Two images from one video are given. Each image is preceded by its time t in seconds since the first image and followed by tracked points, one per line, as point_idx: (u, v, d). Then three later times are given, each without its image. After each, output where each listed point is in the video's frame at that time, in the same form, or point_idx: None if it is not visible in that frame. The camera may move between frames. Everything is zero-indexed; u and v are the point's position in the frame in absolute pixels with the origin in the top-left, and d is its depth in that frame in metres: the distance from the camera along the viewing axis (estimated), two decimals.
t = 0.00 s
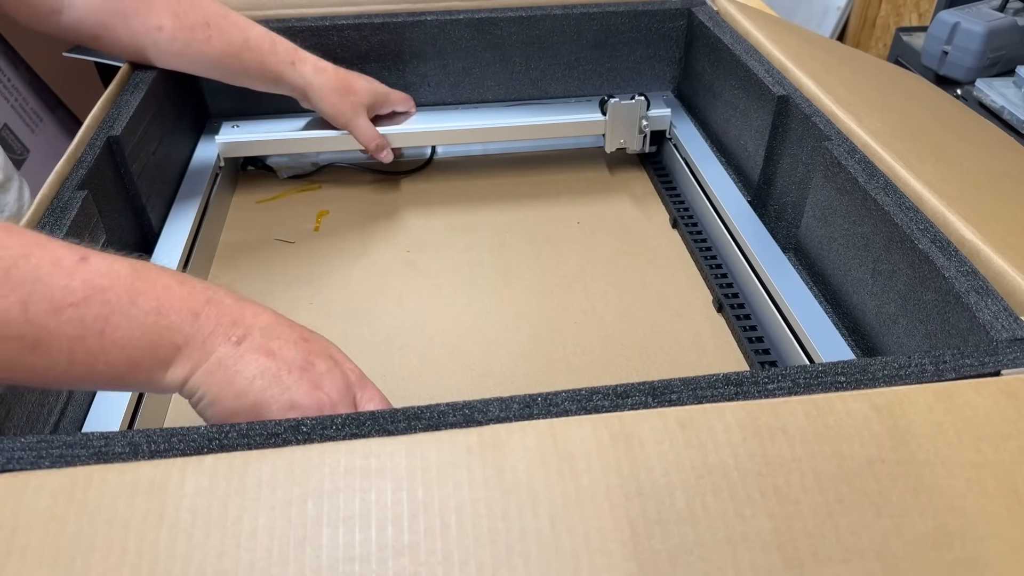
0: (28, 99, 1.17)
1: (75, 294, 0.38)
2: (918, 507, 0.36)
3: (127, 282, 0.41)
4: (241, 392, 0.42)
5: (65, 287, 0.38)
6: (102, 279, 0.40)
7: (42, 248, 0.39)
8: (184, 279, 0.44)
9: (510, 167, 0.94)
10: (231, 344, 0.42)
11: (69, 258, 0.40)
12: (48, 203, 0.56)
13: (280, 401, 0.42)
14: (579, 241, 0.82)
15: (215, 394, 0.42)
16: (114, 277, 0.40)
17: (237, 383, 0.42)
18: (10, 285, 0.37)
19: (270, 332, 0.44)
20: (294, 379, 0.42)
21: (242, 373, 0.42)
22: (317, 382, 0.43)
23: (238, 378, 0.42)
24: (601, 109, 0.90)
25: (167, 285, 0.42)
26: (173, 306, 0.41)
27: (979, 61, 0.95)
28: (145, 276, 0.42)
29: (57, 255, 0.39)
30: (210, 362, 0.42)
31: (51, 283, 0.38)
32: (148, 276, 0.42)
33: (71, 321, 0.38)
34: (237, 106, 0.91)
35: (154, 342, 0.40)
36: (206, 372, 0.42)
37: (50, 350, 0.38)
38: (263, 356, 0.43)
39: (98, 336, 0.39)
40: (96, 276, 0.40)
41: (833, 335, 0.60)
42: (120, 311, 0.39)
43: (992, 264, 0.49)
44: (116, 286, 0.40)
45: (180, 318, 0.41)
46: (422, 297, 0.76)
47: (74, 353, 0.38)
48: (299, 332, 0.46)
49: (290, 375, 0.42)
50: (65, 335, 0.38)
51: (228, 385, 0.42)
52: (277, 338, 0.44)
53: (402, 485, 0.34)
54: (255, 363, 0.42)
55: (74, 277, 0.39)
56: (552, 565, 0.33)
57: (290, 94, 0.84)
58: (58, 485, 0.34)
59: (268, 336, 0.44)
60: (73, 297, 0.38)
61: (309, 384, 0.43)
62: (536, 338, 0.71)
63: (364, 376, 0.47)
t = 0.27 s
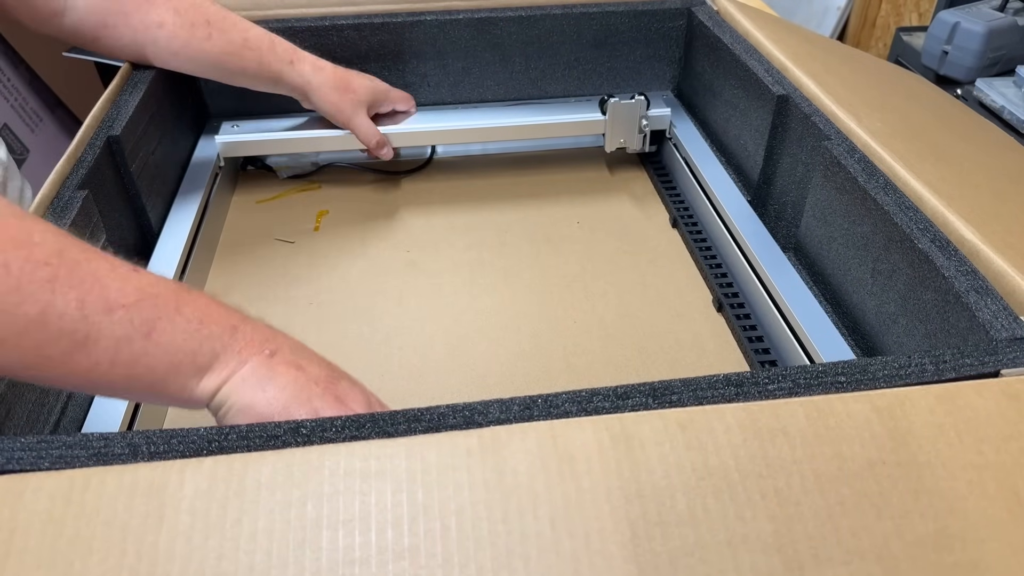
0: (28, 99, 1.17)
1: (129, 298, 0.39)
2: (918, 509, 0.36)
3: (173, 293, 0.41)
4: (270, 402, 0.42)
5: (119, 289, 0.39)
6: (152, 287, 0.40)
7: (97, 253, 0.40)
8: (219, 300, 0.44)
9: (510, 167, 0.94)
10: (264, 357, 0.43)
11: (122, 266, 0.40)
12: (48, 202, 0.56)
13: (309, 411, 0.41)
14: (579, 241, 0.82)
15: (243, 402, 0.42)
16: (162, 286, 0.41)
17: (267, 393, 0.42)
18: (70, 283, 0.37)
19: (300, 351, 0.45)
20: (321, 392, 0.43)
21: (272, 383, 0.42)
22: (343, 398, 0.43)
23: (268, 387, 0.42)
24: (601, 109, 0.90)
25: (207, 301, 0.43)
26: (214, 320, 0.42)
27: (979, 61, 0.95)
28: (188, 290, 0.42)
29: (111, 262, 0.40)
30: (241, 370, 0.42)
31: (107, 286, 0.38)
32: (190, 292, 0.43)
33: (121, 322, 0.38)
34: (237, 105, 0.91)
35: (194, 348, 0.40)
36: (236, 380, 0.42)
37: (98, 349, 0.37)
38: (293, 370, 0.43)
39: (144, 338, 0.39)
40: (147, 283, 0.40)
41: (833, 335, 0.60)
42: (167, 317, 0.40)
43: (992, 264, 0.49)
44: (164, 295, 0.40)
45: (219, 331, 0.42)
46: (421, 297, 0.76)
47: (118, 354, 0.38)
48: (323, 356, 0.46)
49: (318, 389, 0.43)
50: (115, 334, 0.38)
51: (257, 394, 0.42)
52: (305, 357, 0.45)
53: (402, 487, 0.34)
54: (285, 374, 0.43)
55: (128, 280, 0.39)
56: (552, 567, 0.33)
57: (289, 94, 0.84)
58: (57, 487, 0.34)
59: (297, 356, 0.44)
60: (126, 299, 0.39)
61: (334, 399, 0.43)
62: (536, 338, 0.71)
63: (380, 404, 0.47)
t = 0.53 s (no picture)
0: (28, 99, 1.17)
1: (109, 330, 0.39)
2: (918, 509, 0.36)
3: (154, 317, 0.41)
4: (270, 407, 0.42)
5: (98, 324, 0.38)
6: (131, 314, 0.40)
7: (71, 287, 0.39)
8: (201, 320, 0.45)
9: (510, 166, 0.94)
10: (258, 365, 0.44)
11: (99, 297, 0.40)
12: (48, 202, 0.56)
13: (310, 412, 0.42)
14: (579, 241, 0.82)
15: (245, 409, 0.42)
16: (142, 312, 0.41)
17: (267, 398, 0.42)
18: (43, 326, 0.36)
19: (290, 360, 0.46)
20: (319, 394, 0.43)
21: (270, 390, 0.43)
22: (340, 399, 0.44)
23: (267, 394, 0.43)
24: (601, 108, 0.90)
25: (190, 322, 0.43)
26: (198, 339, 0.42)
27: (979, 61, 0.95)
28: (168, 313, 0.43)
29: (87, 294, 0.40)
30: (239, 379, 0.43)
31: (86, 321, 0.38)
32: (171, 314, 0.43)
33: (105, 357, 0.38)
34: (236, 105, 0.91)
35: (183, 371, 0.41)
36: (235, 389, 0.42)
37: (81, 384, 0.38)
38: (287, 377, 0.44)
39: (130, 368, 0.39)
40: (127, 312, 0.40)
41: (832, 334, 0.60)
42: (151, 344, 0.40)
43: (992, 264, 0.49)
44: (144, 321, 0.40)
45: (206, 349, 0.42)
46: (421, 297, 0.75)
47: (104, 386, 0.38)
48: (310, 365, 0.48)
49: (316, 391, 0.44)
50: (99, 369, 0.38)
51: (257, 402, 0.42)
52: (296, 366, 0.46)
53: (401, 487, 0.34)
54: (281, 381, 0.44)
55: (106, 312, 0.39)
56: (552, 567, 0.33)
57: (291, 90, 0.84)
58: (56, 488, 0.34)
59: (288, 365, 0.45)
60: (106, 333, 0.39)
61: (333, 399, 0.44)
62: (536, 338, 0.71)
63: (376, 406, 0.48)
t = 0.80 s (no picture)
0: (28, 99, 1.17)
1: (100, 336, 0.39)
2: (919, 509, 0.36)
3: (146, 317, 0.41)
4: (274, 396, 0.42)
5: (88, 332, 0.38)
6: (123, 318, 0.40)
7: (59, 295, 0.39)
8: (198, 314, 0.45)
9: (510, 166, 0.94)
10: (259, 356, 0.44)
11: (88, 303, 0.40)
12: (49, 202, 0.56)
13: (314, 400, 0.42)
14: (579, 241, 0.82)
15: (248, 400, 0.42)
16: (134, 314, 0.41)
17: (271, 387, 0.42)
18: (30, 339, 0.36)
19: (291, 350, 0.46)
20: (323, 382, 0.44)
21: (273, 380, 0.43)
22: (343, 387, 0.44)
23: (272, 383, 0.42)
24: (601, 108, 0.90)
25: (185, 318, 0.43)
26: (194, 334, 0.42)
27: (979, 61, 0.95)
28: (162, 310, 0.42)
29: (76, 300, 0.39)
30: (242, 370, 0.42)
31: (75, 328, 0.38)
32: (165, 310, 0.43)
33: (97, 363, 0.38)
34: (236, 105, 0.91)
35: (181, 368, 0.41)
36: (239, 380, 0.42)
37: (77, 392, 0.38)
38: (290, 366, 0.44)
39: (125, 371, 0.39)
40: (117, 316, 0.40)
41: (832, 330, 0.60)
42: (145, 346, 0.40)
43: (992, 263, 0.49)
44: (135, 321, 0.40)
45: (203, 344, 0.42)
46: (421, 298, 0.75)
47: (101, 391, 0.38)
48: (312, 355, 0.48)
49: (319, 380, 0.44)
50: (92, 376, 0.38)
51: (261, 392, 0.42)
52: (297, 357, 0.46)
53: (401, 487, 0.34)
54: (284, 371, 0.44)
55: (95, 319, 0.39)
56: (552, 567, 0.33)
57: (293, 88, 0.84)
58: (56, 488, 0.34)
59: (290, 355, 0.45)
60: (97, 340, 0.38)
61: (337, 387, 0.44)
62: (536, 337, 0.71)
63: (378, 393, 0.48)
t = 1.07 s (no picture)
0: (29, 99, 1.17)
1: (76, 326, 0.38)
2: (918, 508, 0.36)
3: (124, 302, 0.40)
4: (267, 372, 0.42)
5: (64, 322, 0.37)
6: (99, 306, 0.39)
7: (33, 289, 0.38)
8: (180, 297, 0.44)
9: (510, 167, 0.94)
10: (248, 333, 0.43)
11: (62, 293, 0.39)
12: (48, 200, 0.56)
13: (308, 375, 0.42)
14: (579, 241, 0.82)
15: (240, 378, 0.41)
16: (111, 301, 0.40)
17: (263, 363, 0.42)
18: (4, 334, 0.36)
19: (280, 328, 0.45)
20: (315, 358, 0.43)
21: (264, 357, 0.42)
22: (336, 362, 0.44)
23: (263, 359, 0.42)
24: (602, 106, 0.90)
25: (165, 300, 0.42)
26: (176, 318, 0.41)
27: (979, 60, 0.95)
28: (140, 295, 0.42)
29: (50, 292, 0.39)
30: (232, 348, 0.42)
31: (50, 320, 0.37)
32: (144, 295, 0.42)
33: (77, 353, 0.37)
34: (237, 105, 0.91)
35: (166, 349, 0.40)
36: (229, 358, 0.42)
37: (60, 384, 0.37)
38: (281, 342, 0.43)
39: (107, 358, 0.38)
40: (94, 304, 0.39)
41: (833, 323, 0.60)
42: (125, 331, 0.39)
43: (992, 262, 0.49)
44: (113, 309, 0.40)
45: (186, 326, 0.41)
46: (421, 297, 0.75)
47: (85, 381, 0.38)
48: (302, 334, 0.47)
49: (312, 355, 0.43)
50: (73, 367, 0.37)
51: (253, 368, 0.41)
52: (287, 333, 0.45)
53: (401, 485, 0.34)
54: (274, 347, 0.43)
55: (71, 309, 0.38)
56: (551, 565, 0.33)
57: (292, 82, 0.84)
58: (56, 487, 0.34)
59: (280, 331, 0.45)
60: (74, 329, 0.38)
61: (330, 362, 0.44)
62: (536, 337, 0.71)
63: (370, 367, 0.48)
